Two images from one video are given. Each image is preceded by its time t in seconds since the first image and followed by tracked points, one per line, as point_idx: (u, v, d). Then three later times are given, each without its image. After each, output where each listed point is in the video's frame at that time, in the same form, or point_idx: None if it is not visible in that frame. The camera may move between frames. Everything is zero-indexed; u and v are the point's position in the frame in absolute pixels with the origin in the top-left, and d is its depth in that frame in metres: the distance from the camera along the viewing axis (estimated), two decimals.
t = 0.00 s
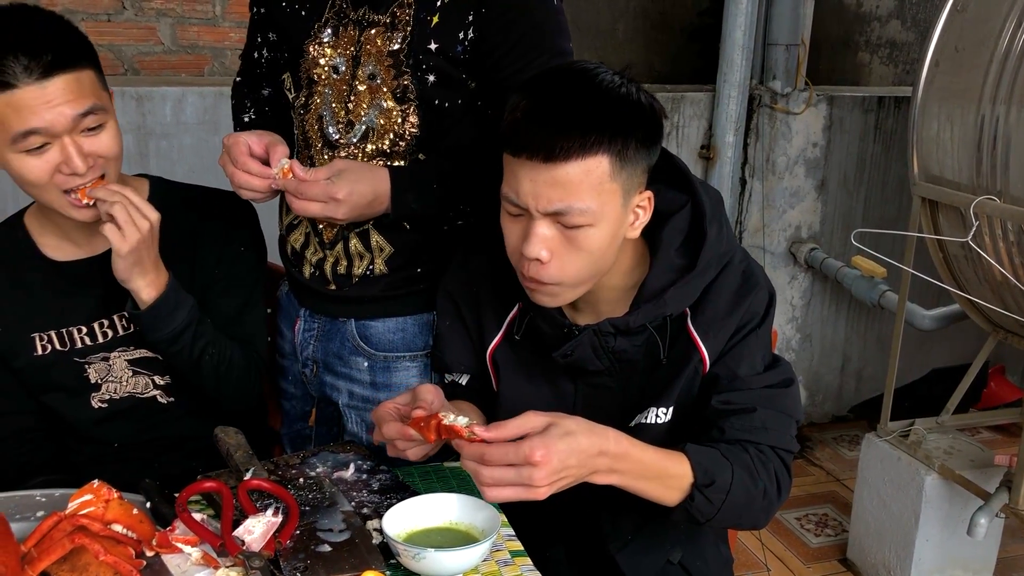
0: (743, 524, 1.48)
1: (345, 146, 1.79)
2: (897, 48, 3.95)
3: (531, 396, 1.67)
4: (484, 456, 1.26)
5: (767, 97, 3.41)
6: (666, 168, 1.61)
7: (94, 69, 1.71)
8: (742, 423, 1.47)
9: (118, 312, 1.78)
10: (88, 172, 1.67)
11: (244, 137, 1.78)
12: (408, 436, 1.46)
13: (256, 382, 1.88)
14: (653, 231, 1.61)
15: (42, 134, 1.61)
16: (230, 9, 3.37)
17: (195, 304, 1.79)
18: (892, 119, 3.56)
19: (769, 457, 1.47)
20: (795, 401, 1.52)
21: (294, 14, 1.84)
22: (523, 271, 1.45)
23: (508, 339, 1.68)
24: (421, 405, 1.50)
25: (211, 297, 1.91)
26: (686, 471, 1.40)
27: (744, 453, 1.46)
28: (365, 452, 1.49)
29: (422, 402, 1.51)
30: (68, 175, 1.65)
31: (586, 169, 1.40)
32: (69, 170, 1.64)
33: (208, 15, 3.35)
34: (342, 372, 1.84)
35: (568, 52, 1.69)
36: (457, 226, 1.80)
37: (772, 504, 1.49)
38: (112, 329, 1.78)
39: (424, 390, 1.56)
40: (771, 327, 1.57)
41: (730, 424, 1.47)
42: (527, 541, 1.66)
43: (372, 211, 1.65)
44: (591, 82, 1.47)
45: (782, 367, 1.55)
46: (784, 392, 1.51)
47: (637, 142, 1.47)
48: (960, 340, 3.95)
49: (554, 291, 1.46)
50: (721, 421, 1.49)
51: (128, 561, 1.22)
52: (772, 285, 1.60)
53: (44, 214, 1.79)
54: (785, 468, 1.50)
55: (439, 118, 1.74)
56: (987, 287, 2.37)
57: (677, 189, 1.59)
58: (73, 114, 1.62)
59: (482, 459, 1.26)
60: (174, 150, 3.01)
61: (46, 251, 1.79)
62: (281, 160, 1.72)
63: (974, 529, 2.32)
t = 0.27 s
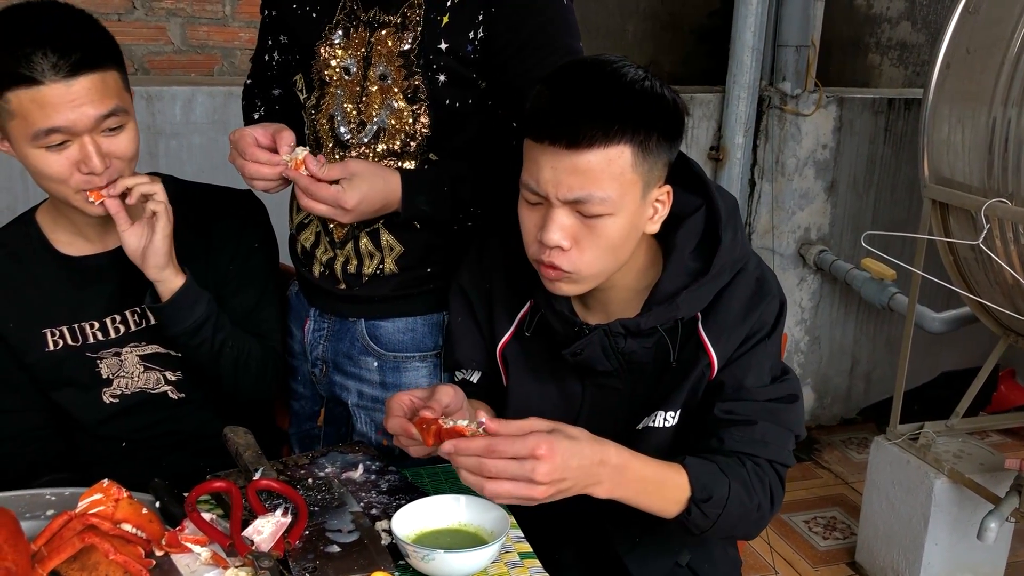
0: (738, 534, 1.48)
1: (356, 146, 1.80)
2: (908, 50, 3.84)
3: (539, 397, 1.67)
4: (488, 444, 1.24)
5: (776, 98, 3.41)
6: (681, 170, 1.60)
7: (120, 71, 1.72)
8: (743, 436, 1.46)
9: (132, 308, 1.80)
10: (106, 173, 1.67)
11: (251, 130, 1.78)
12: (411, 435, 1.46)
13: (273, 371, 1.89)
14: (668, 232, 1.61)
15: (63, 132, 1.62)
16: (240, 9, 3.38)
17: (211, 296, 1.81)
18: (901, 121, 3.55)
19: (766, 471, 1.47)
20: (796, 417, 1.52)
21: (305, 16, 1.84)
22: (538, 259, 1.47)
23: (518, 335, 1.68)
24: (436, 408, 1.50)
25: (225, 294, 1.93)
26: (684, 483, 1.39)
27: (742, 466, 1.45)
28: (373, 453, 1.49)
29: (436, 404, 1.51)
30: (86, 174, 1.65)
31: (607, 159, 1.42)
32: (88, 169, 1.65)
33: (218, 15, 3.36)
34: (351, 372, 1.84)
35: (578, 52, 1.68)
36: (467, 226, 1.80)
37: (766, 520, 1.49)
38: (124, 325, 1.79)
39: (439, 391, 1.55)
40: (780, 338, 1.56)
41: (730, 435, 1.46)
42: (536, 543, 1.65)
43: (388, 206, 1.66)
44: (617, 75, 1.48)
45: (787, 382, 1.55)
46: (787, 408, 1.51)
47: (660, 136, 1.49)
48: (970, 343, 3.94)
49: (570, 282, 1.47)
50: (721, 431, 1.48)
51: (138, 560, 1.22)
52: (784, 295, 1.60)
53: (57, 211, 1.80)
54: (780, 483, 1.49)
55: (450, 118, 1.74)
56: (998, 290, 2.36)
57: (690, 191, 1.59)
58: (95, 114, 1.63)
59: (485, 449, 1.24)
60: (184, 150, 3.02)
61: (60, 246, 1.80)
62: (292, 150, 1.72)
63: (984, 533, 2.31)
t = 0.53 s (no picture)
0: (742, 535, 1.49)
1: (383, 146, 1.83)
2: (931, 53, 3.80)
3: (561, 396, 1.68)
4: (512, 435, 1.26)
5: (799, 101, 3.40)
6: (708, 172, 1.61)
7: (149, 73, 1.75)
8: (755, 439, 1.48)
9: (160, 305, 1.83)
10: (132, 174, 1.69)
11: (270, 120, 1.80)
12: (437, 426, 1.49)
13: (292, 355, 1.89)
14: (694, 233, 1.63)
15: (92, 133, 1.65)
16: (266, 10, 3.41)
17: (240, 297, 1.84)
18: (925, 125, 3.53)
19: (775, 475, 1.47)
20: (811, 425, 1.52)
21: (333, 18, 1.86)
22: (562, 250, 1.48)
23: (541, 331, 1.70)
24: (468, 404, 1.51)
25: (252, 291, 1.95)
26: (688, 479, 1.41)
27: (750, 468, 1.46)
28: (396, 450, 1.51)
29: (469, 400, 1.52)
30: (114, 175, 1.68)
31: (633, 152, 1.43)
32: (115, 170, 1.67)
33: (244, 15, 3.40)
34: (375, 370, 1.86)
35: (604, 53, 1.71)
36: (491, 226, 1.81)
37: (771, 524, 1.50)
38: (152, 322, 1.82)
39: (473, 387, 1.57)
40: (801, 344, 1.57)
41: (741, 439, 1.48)
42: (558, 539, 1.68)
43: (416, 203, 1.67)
44: (645, 71, 1.49)
45: (806, 389, 1.54)
46: (803, 415, 1.51)
47: (686, 133, 1.50)
48: (993, 348, 3.90)
49: (592, 275, 1.48)
50: (732, 433, 1.49)
51: (167, 552, 1.24)
52: (808, 301, 1.60)
53: (88, 210, 1.83)
54: (789, 488, 1.50)
55: (475, 118, 1.77)
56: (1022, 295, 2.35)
57: (718, 194, 1.60)
58: (123, 116, 1.66)
59: (515, 421, 1.27)
60: (210, 149, 3.06)
61: (89, 244, 1.83)
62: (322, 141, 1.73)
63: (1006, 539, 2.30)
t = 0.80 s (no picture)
0: (766, 534, 1.50)
1: (423, 145, 1.86)
2: (972, 54, 3.77)
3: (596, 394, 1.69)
4: (550, 417, 1.29)
5: (836, 103, 3.38)
6: (746, 173, 1.63)
7: (199, 71, 1.79)
8: (784, 439, 1.48)
9: (201, 300, 1.87)
10: (185, 171, 1.74)
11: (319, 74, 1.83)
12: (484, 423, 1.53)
13: (327, 351, 1.92)
14: (730, 232, 1.64)
15: (146, 131, 1.70)
16: (305, 10, 3.47)
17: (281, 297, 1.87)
18: (964, 128, 3.49)
19: (802, 476, 1.49)
20: (841, 427, 1.52)
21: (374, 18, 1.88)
22: (599, 246, 1.49)
23: (577, 328, 1.71)
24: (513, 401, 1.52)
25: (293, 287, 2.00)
26: (717, 478, 1.42)
27: (778, 469, 1.47)
28: (433, 443, 1.53)
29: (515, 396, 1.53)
30: (166, 172, 1.72)
31: (667, 148, 1.44)
32: (168, 167, 1.71)
33: (284, 15, 3.46)
34: (412, 364, 1.89)
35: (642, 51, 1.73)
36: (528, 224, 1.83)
37: (797, 522, 1.51)
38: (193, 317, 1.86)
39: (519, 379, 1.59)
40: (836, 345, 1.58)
41: (771, 438, 1.48)
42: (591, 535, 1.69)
43: (457, 200, 1.69)
44: (680, 67, 1.51)
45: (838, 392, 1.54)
46: (833, 417, 1.52)
47: (721, 128, 1.50)
48: None
49: (632, 270, 1.50)
50: (762, 432, 1.50)
51: (210, 539, 1.26)
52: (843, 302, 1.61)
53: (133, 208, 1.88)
54: (816, 490, 1.51)
55: (514, 118, 1.80)
56: None
57: (756, 194, 1.62)
58: (177, 115, 1.70)
59: (556, 406, 1.29)
60: (249, 147, 3.11)
61: (136, 241, 1.87)
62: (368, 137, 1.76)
63: None
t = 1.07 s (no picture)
0: (791, 534, 1.50)
1: (465, 142, 1.88)
2: (1019, 55, 3.80)
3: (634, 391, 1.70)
4: (592, 416, 1.29)
5: (878, 104, 3.34)
6: (789, 175, 1.65)
7: (244, 67, 1.83)
8: (812, 441, 1.49)
9: (246, 295, 1.90)
10: (230, 165, 1.78)
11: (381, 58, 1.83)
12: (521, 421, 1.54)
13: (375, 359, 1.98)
14: (772, 232, 1.64)
15: (192, 126, 1.74)
16: (347, 10, 3.52)
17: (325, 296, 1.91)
18: (1010, 130, 3.43)
19: (829, 479, 1.48)
20: (872, 433, 1.51)
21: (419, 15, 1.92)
22: (638, 245, 1.50)
23: (619, 328, 1.72)
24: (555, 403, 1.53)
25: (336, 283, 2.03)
26: (741, 479, 1.43)
27: (803, 471, 1.47)
28: (472, 437, 1.55)
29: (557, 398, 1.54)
30: (212, 165, 1.77)
31: (702, 146, 1.44)
32: (214, 161, 1.76)
33: (326, 15, 3.50)
34: (451, 360, 1.92)
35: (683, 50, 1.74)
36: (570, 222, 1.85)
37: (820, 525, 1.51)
38: (238, 311, 1.90)
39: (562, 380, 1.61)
40: (874, 348, 1.57)
41: (800, 439, 1.49)
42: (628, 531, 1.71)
43: (499, 198, 1.72)
44: (712, 66, 1.51)
45: (874, 396, 1.54)
46: (864, 423, 1.51)
47: (756, 126, 1.50)
48: None
49: (669, 268, 1.51)
50: (791, 433, 1.51)
51: (256, 527, 1.29)
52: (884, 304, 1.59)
53: (181, 203, 1.92)
54: (843, 492, 1.50)
55: (556, 116, 1.82)
56: None
57: (796, 194, 1.63)
58: (222, 111, 1.74)
59: (598, 405, 1.31)
60: (292, 144, 3.16)
61: (187, 237, 1.92)
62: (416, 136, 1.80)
63: None
